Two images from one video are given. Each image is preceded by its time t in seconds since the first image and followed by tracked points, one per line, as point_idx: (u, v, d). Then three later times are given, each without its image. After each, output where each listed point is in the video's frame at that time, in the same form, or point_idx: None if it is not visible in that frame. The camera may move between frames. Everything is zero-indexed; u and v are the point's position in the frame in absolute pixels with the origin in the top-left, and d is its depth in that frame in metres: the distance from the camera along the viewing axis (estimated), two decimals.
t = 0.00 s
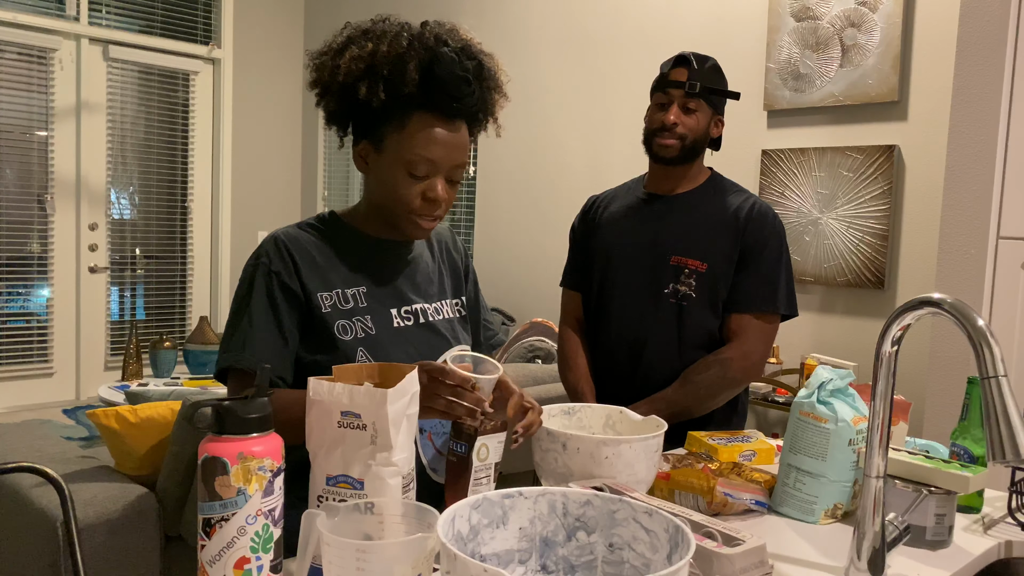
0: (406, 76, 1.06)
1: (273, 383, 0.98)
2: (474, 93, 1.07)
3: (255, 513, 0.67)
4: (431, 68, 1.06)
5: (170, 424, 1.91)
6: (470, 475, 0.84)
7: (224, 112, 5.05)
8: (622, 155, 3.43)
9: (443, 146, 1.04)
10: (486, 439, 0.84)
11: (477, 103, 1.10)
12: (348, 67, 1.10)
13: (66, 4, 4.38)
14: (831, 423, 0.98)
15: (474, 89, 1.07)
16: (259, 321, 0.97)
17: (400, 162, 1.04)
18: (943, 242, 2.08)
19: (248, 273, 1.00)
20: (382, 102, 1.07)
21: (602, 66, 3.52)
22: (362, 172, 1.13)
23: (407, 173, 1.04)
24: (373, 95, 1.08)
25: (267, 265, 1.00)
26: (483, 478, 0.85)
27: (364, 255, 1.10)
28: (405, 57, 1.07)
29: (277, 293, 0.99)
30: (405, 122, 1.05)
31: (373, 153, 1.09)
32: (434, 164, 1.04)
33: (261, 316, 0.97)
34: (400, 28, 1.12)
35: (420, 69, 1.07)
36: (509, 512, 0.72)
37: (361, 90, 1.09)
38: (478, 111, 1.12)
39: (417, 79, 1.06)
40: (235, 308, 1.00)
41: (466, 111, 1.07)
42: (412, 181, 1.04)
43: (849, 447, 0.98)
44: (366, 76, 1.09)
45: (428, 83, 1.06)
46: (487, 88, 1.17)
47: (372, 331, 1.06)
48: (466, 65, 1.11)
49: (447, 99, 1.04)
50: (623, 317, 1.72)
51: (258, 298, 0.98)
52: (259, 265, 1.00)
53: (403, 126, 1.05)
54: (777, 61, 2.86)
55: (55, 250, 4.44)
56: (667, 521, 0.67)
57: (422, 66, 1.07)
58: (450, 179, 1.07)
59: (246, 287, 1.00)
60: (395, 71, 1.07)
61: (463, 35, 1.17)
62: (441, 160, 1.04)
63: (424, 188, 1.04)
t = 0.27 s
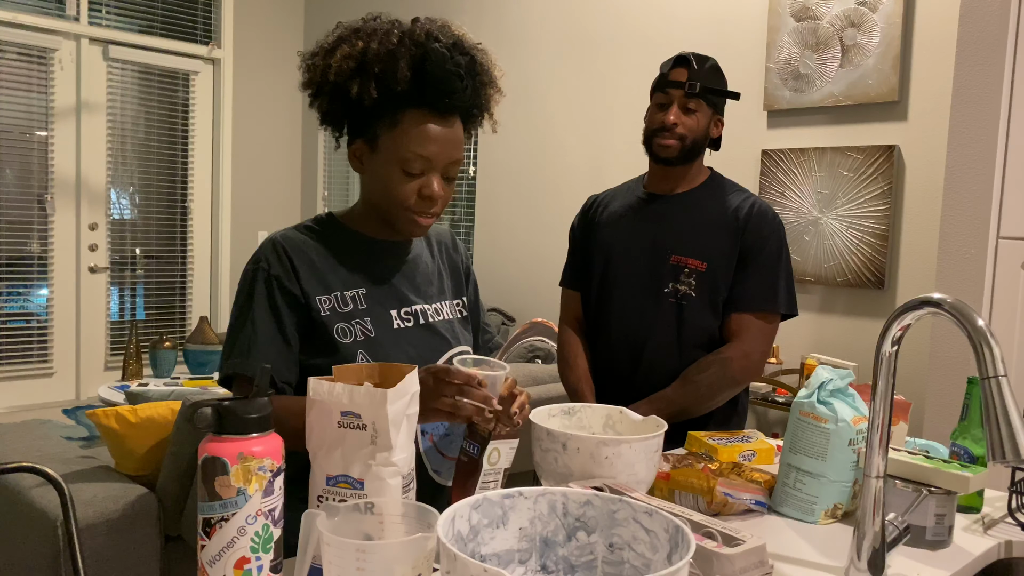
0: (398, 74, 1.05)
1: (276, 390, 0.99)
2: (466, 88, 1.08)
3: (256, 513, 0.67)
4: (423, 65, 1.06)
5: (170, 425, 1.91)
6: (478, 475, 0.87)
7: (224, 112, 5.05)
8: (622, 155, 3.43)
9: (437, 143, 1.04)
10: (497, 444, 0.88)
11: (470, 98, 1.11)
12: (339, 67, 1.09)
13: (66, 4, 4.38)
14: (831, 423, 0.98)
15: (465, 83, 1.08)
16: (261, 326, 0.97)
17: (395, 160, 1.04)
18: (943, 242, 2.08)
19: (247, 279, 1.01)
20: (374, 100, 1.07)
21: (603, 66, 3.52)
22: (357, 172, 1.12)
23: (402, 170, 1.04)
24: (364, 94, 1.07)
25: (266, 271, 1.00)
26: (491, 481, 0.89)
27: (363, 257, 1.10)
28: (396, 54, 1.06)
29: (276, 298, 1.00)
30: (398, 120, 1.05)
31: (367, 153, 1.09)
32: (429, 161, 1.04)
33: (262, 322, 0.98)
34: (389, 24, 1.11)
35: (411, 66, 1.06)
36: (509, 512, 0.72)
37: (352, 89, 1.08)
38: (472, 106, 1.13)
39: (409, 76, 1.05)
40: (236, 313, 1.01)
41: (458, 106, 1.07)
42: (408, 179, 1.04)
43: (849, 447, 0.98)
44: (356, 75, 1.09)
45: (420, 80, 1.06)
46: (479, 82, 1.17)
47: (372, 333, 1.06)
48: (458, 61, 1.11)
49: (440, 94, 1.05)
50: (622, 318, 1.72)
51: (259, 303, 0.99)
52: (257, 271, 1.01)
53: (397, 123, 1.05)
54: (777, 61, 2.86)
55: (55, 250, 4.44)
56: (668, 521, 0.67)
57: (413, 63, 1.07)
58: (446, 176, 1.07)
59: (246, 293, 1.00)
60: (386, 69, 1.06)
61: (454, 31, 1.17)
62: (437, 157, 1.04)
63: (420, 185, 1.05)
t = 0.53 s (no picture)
0: (389, 69, 1.05)
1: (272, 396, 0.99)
2: (458, 82, 1.09)
3: (256, 513, 0.67)
4: (414, 58, 1.07)
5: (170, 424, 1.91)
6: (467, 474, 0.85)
7: (224, 112, 5.05)
8: (622, 155, 3.43)
9: (431, 138, 1.04)
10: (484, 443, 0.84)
11: (462, 92, 1.12)
12: (330, 63, 1.10)
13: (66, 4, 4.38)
14: (831, 423, 0.98)
15: (456, 76, 1.09)
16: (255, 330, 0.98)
17: (389, 156, 1.04)
18: (943, 242, 2.08)
19: (242, 283, 1.00)
20: (366, 97, 1.07)
21: (603, 66, 3.52)
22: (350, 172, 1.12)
23: (397, 167, 1.04)
24: (357, 91, 1.07)
25: (261, 275, 1.00)
26: (483, 480, 0.86)
27: (359, 259, 1.10)
28: (386, 50, 1.07)
29: (271, 302, 1.00)
30: (391, 116, 1.05)
31: (361, 151, 1.09)
32: (424, 156, 1.04)
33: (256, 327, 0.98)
34: (378, 20, 1.12)
35: (402, 61, 1.07)
36: (509, 513, 0.72)
37: (344, 87, 1.09)
38: (465, 101, 1.14)
39: (400, 70, 1.06)
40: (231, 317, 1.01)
41: (451, 99, 1.08)
42: (402, 174, 1.04)
43: (849, 446, 0.98)
44: (347, 72, 1.09)
45: (412, 75, 1.06)
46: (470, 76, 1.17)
47: (370, 334, 1.06)
48: (449, 55, 1.12)
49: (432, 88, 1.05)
50: (620, 319, 1.72)
51: (254, 308, 0.99)
52: (252, 274, 1.00)
53: (389, 119, 1.05)
54: (777, 61, 2.86)
55: (55, 250, 4.44)
56: (667, 521, 0.67)
57: (404, 58, 1.07)
58: (441, 171, 1.07)
59: (241, 297, 1.00)
60: (377, 64, 1.07)
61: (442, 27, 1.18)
62: (431, 152, 1.04)
63: (416, 180, 1.04)
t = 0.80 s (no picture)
0: (377, 67, 1.05)
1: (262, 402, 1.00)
2: (446, 79, 1.10)
3: (256, 513, 0.67)
4: (402, 55, 1.07)
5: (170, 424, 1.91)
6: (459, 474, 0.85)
7: (223, 112, 5.05)
8: (622, 155, 3.43)
9: (423, 135, 1.05)
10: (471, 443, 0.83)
11: (450, 87, 1.12)
12: (314, 66, 1.09)
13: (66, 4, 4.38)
14: (831, 423, 0.98)
15: (444, 71, 1.09)
16: (245, 341, 0.98)
17: (382, 155, 1.04)
18: (944, 242, 2.08)
19: (233, 293, 1.00)
20: (355, 97, 1.06)
21: (603, 66, 3.52)
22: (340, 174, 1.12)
23: (390, 166, 1.04)
24: (344, 91, 1.07)
25: (251, 284, 1.00)
26: (474, 480, 0.85)
27: (352, 263, 1.10)
28: (373, 49, 1.07)
29: (262, 311, 1.00)
30: (381, 115, 1.05)
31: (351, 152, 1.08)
32: (418, 154, 1.05)
33: (246, 337, 0.98)
34: (361, 18, 1.11)
35: (390, 59, 1.07)
36: (509, 512, 0.72)
37: (331, 86, 1.08)
38: (452, 96, 1.14)
39: (389, 67, 1.06)
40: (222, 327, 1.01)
41: (440, 95, 1.09)
42: (395, 173, 1.04)
43: (849, 446, 0.98)
44: (334, 73, 1.09)
45: (399, 72, 1.06)
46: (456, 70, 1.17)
47: (364, 339, 1.06)
48: (435, 51, 1.12)
49: (422, 85, 1.06)
50: (616, 323, 1.73)
51: (244, 318, 0.99)
52: (242, 284, 1.00)
53: (379, 118, 1.05)
54: (777, 61, 2.86)
55: (55, 250, 4.44)
56: (668, 521, 0.67)
57: (391, 56, 1.07)
58: (433, 169, 1.07)
59: (232, 308, 1.00)
60: (364, 63, 1.06)
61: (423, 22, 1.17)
62: (424, 150, 1.05)
63: (410, 179, 1.05)
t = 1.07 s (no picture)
0: (369, 65, 1.06)
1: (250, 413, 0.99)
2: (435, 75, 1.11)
3: (256, 513, 0.67)
4: (391, 51, 1.08)
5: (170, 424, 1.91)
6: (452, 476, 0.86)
7: (223, 112, 5.05)
8: (622, 155, 3.43)
9: (416, 131, 1.06)
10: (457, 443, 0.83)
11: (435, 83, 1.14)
12: (304, 67, 1.07)
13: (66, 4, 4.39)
14: (831, 423, 0.98)
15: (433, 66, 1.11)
16: (231, 359, 0.97)
17: (377, 154, 1.05)
18: (943, 242, 2.08)
19: (216, 310, 0.99)
20: (348, 97, 1.06)
21: (603, 66, 3.52)
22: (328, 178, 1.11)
23: (389, 164, 1.05)
24: (337, 91, 1.06)
25: (233, 299, 0.99)
26: (468, 479, 0.85)
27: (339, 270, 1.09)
28: (364, 47, 1.07)
29: (246, 326, 0.99)
30: (374, 113, 1.06)
31: (342, 154, 1.08)
32: (414, 150, 1.06)
33: (231, 355, 0.98)
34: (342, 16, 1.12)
35: (380, 57, 1.07)
36: (509, 512, 0.72)
37: (326, 88, 1.07)
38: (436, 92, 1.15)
39: (381, 64, 1.07)
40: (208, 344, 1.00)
41: (429, 91, 1.11)
42: (393, 170, 1.05)
43: (849, 447, 0.98)
44: (325, 73, 1.08)
45: (389, 69, 1.07)
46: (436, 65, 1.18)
47: (356, 345, 1.05)
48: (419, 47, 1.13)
49: (413, 80, 1.07)
50: (616, 325, 1.73)
51: (227, 335, 0.98)
52: (224, 299, 0.99)
53: (371, 117, 1.06)
54: (777, 61, 2.85)
55: (55, 250, 4.44)
56: (668, 521, 0.67)
57: (380, 53, 1.08)
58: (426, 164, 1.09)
59: (217, 325, 0.99)
60: (357, 62, 1.07)
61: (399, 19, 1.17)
62: (419, 146, 1.06)
63: (409, 176, 1.06)
